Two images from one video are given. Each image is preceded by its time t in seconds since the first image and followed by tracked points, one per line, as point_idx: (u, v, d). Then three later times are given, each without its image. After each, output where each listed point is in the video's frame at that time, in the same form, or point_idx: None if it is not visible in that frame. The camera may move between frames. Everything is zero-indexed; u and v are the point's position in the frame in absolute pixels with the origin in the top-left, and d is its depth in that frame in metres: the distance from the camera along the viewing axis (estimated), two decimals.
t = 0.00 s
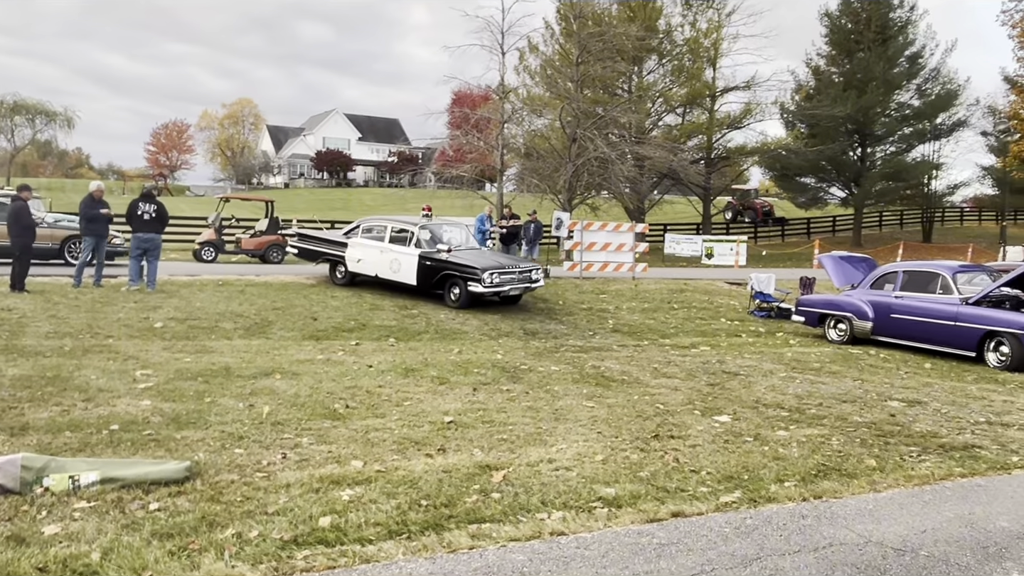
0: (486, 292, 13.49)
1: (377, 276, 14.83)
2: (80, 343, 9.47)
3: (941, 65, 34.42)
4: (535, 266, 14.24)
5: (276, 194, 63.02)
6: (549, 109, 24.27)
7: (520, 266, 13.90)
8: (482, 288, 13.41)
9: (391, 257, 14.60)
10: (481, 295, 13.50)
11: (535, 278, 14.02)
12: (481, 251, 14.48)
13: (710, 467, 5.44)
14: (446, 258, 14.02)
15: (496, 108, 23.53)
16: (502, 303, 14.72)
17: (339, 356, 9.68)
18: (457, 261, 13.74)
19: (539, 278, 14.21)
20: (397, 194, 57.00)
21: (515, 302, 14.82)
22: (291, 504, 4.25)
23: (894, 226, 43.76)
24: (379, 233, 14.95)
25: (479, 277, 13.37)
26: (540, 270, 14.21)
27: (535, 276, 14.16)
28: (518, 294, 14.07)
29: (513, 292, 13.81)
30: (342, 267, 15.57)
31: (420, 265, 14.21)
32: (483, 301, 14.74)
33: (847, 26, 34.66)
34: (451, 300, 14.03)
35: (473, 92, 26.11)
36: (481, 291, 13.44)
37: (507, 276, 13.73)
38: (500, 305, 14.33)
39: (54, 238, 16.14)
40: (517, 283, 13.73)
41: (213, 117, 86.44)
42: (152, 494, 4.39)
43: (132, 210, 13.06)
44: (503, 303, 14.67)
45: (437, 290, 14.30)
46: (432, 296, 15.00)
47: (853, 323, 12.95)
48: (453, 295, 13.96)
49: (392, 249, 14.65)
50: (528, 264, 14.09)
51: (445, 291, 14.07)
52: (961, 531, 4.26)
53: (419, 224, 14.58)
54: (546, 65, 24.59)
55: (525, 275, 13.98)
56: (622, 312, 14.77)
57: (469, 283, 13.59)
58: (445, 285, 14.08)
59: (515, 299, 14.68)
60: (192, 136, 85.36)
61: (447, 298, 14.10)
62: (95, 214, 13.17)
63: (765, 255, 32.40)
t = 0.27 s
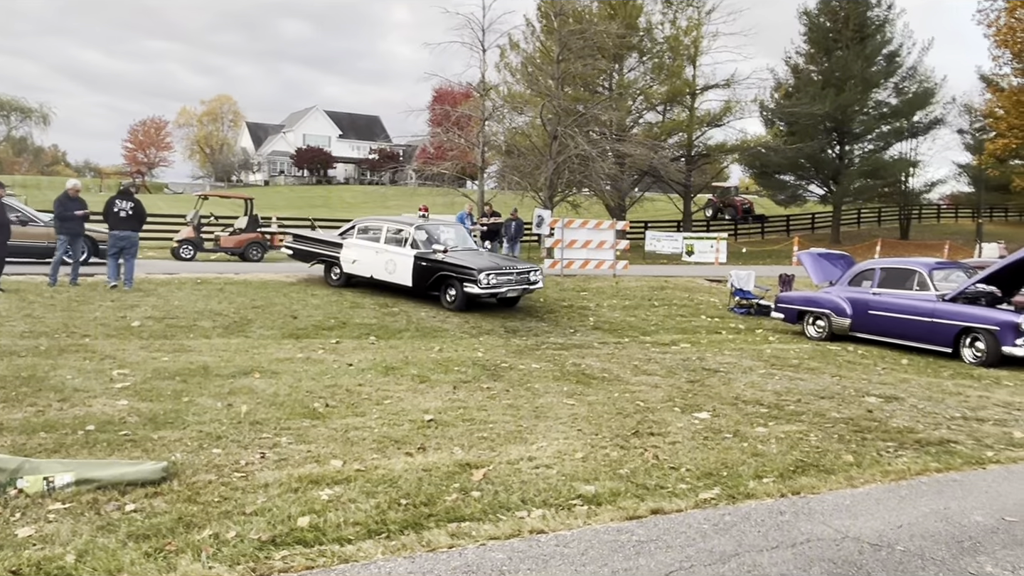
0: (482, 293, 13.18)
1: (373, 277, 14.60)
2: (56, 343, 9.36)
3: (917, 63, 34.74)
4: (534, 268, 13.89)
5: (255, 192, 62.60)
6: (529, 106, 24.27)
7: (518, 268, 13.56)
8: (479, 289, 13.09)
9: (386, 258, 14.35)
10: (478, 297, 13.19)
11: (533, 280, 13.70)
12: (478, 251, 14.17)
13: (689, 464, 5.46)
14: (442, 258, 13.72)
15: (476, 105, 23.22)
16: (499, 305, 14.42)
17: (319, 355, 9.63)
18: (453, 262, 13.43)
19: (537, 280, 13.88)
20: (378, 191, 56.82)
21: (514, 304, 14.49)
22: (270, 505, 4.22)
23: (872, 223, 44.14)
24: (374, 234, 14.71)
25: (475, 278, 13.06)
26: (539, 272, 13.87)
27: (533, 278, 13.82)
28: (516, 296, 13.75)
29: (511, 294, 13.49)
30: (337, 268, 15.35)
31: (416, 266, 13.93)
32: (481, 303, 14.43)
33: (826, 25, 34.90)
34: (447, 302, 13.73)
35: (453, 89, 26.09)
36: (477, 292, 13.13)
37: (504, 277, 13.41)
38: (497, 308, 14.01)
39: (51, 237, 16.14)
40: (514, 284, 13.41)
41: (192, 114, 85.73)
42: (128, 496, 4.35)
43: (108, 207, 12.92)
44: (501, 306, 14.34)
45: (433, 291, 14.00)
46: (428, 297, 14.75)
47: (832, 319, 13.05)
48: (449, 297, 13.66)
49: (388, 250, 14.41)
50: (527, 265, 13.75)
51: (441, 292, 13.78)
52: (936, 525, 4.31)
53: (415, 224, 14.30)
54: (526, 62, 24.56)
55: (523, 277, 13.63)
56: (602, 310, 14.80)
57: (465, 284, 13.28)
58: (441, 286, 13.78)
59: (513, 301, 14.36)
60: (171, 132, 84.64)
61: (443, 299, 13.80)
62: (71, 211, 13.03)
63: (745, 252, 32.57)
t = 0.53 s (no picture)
0: (480, 295, 12.82)
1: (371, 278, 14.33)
2: (34, 342, 9.25)
3: (897, 61, 35.01)
4: (535, 270, 13.49)
5: (237, 189, 62.21)
6: (512, 103, 24.27)
7: (518, 269, 13.17)
8: (477, 291, 12.74)
9: (384, 258, 14.04)
10: (476, 299, 12.84)
11: (534, 282, 13.31)
12: (478, 252, 13.80)
13: (672, 459, 5.48)
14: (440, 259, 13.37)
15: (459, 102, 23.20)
16: (499, 307, 14.07)
17: (301, 352, 9.58)
18: (451, 262, 13.07)
19: (539, 282, 13.49)
20: (360, 188, 56.64)
21: (514, 306, 14.12)
22: (252, 503, 4.19)
23: (853, 220, 44.48)
24: (372, 233, 14.42)
25: (473, 280, 12.70)
26: (540, 274, 13.48)
27: (534, 280, 13.44)
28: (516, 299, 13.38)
29: (510, 296, 13.12)
30: (335, 268, 15.10)
31: (413, 266, 13.60)
32: (480, 304, 14.08)
33: (806, 23, 35.12)
34: (444, 304, 13.40)
35: (436, 86, 26.06)
36: (475, 294, 12.78)
37: (503, 279, 13.04)
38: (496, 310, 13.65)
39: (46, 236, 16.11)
40: (514, 286, 13.04)
41: (172, 111, 85.11)
42: (108, 495, 4.30)
43: (86, 204, 12.80)
44: (501, 308, 13.98)
45: (431, 292, 13.67)
46: (426, 298, 14.45)
47: (813, 315, 13.13)
48: (447, 298, 13.33)
49: (385, 250, 14.11)
50: (528, 266, 13.36)
51: (439, 293, 13.44)
52: (915, 518, 4.34)
53: (413, 224, 13.96)
54: (509, 59, 24.53)
55: (524, 279, 13.24)
56: (585, 307, 14.83)
57: (463, 286, 12.93)
58: (439, 287, 13.45)
59: (514, 302, 14.00)
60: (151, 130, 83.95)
61: (441, 300, 13.47)
62: (48, 209, 12.89)
63: (727, 249, 32.74)
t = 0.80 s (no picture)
0: (478, 298, 12.44)
1: (367, 280, 13.98)
2: (12, 343, 9.16)
3: (876, 60, 35.31)
4: (535, 273, 13.12)
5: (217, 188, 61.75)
6: (494, 102, 24.26)
7: (518, 272, 12.81)
8: (475, 294, 12.38)
9: (381, 260, 13.71)
10: (474, 302, 12.47)
11: (535, 285, 12.95)
12: (477, 255, 13.46)
13: (655, 456, 5.50)
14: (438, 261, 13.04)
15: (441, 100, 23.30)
16: (500, 311, 13.70)
17: (283, 352, 9.54)
18: (449, 264, 12.72)
19: (539, 285, 13.11)
20: (341, 186, 56.44)
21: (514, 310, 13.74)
22: (235, 503, 4.18)
23: (832, 217, 44.85)
24: (371, 234, 14.07)
25: (471, 282, 12.33)
26: (541, 277, 13.10)
27: (535, 283, 13.07)
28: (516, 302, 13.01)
29: (509, 299, 12.74)
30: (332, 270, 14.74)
31: (411, 268, 13.26)
32: (479, 308, 13.72)
33: (786, 21, 35.29)
34: (442, 307, 13.05)
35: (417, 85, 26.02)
36: (473, 296, 12.41)
37: (503, 282, 12.69)
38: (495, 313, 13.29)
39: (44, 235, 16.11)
40: (513, 289, 12.66)
41: (151, 109, 84.44)
42: (89, 497, 4.27)
43: (63, 203, 12.67)
44: (500, 312, 13.62)
45: (430, 295, 13.32)
46: (424, 301, 14.12)
47: (794, 312, 13.23)
48: (445, 302, 12.98)
49: (384, 251, 13.77)
50: (528, 269, 12.99)
51: (438, 296, 13.09)
52: (896, 512, 4.39)
53: (412, 225, 13.66)
54: (490, 57, 24.48)
55: (523, 282, 12.87)
56: (568, 304, 14.86)
57: (461, 288, 12.58)
58: (437, 289, 13.10)
59: (514, 306, 13.64)
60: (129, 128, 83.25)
61: (439, 303, 13.12)
62: (25, 208, 12.75)
63: (708, 246, 32.90)
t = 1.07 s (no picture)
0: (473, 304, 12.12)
1: (361, 283, 13.75)
2: None
3: (851, 58, 35.65)
4: (532, 276, 12.82)
5: (193, 186, 61.22)
6: (473, 100, 24.25)
7: (515, 276, 12.49)
8: (470, 299, 12.05)
9: (375, 263, 13.45)
10: (469, 307, 12.14)
11: (532, 288, 12.63)
12: (473, 257, 13.15)
13: (636, 453, 5.55)
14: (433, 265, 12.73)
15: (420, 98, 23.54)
16: (497, 314, 13.39)
17: (263, 352, 9.50)
18: (444, 268, 12.41)
19: (537, 289, 12.81)
20: (320, 185, 56.18)
21: (511, 314, 13.44)
22: (217, 504, 4.16)
23: (809, 214, 45.26)
24: (365, 236, 13.85)
25: (466, 287, 12.01)
26: (538, 280, 12.80)
27: (532, 287, 12.76)
28: (512, 306, 12.71)
29: (506, 304, 12.42)
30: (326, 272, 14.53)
31: (406, 272, 12.97)
32: (476, 312, 13.41)
33: (763, 20, 35.48)
34: (437, 312, 12.73)
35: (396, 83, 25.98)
36: (468, 302, 12.08)
37: (498, 286, 12.37)
38: (491, 317, 12.98)
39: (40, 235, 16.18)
40: (509, 293, 12.34)
41: (126, 107, 83.61)
42: (69, 499, 4.24)
43: (38, 203, 12.52)
44: (497, 316, 13.31)
45: (424, 300, 13.02)
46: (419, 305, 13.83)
47: (772, 309, 13.33)
48: (439, 307, 12.66)
49: (377, 254, 13.53)
50: (525, 273, 12.68)
51: (433, 302, 12.78)
52: (874, 507, 4.45)
53: (407, 228, 13.38)
54: (469, 55, 24.43)
55: (520, 286, 12.57)
56: (548, 303, 14.90)
57: (456, 293, 12.26)
58: (432, 294, 12.78)
59: (511, 310, 13.34)
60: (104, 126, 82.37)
61: (434, 308, 12.80)
62: None
63: (687, 244, 33.07)
